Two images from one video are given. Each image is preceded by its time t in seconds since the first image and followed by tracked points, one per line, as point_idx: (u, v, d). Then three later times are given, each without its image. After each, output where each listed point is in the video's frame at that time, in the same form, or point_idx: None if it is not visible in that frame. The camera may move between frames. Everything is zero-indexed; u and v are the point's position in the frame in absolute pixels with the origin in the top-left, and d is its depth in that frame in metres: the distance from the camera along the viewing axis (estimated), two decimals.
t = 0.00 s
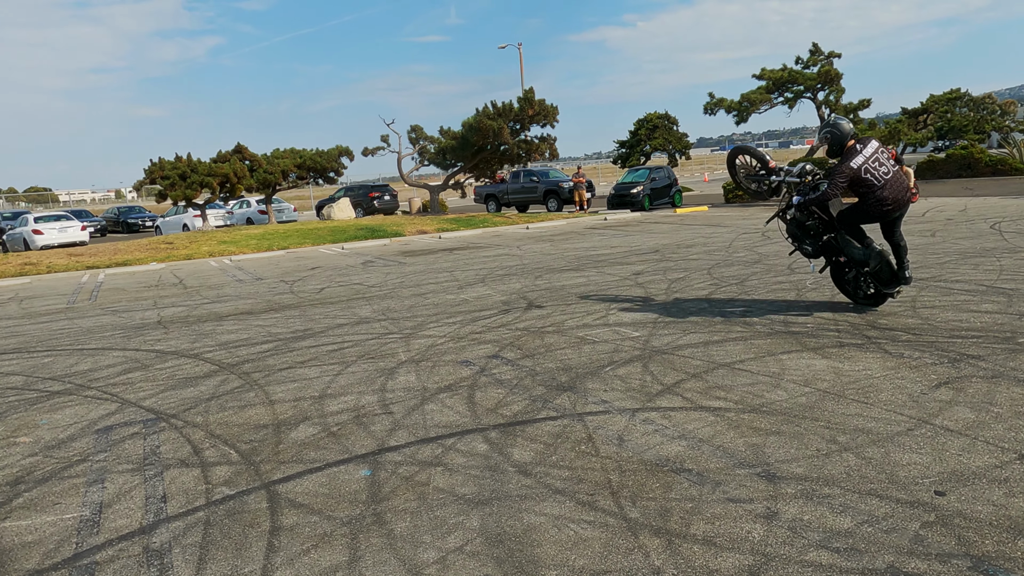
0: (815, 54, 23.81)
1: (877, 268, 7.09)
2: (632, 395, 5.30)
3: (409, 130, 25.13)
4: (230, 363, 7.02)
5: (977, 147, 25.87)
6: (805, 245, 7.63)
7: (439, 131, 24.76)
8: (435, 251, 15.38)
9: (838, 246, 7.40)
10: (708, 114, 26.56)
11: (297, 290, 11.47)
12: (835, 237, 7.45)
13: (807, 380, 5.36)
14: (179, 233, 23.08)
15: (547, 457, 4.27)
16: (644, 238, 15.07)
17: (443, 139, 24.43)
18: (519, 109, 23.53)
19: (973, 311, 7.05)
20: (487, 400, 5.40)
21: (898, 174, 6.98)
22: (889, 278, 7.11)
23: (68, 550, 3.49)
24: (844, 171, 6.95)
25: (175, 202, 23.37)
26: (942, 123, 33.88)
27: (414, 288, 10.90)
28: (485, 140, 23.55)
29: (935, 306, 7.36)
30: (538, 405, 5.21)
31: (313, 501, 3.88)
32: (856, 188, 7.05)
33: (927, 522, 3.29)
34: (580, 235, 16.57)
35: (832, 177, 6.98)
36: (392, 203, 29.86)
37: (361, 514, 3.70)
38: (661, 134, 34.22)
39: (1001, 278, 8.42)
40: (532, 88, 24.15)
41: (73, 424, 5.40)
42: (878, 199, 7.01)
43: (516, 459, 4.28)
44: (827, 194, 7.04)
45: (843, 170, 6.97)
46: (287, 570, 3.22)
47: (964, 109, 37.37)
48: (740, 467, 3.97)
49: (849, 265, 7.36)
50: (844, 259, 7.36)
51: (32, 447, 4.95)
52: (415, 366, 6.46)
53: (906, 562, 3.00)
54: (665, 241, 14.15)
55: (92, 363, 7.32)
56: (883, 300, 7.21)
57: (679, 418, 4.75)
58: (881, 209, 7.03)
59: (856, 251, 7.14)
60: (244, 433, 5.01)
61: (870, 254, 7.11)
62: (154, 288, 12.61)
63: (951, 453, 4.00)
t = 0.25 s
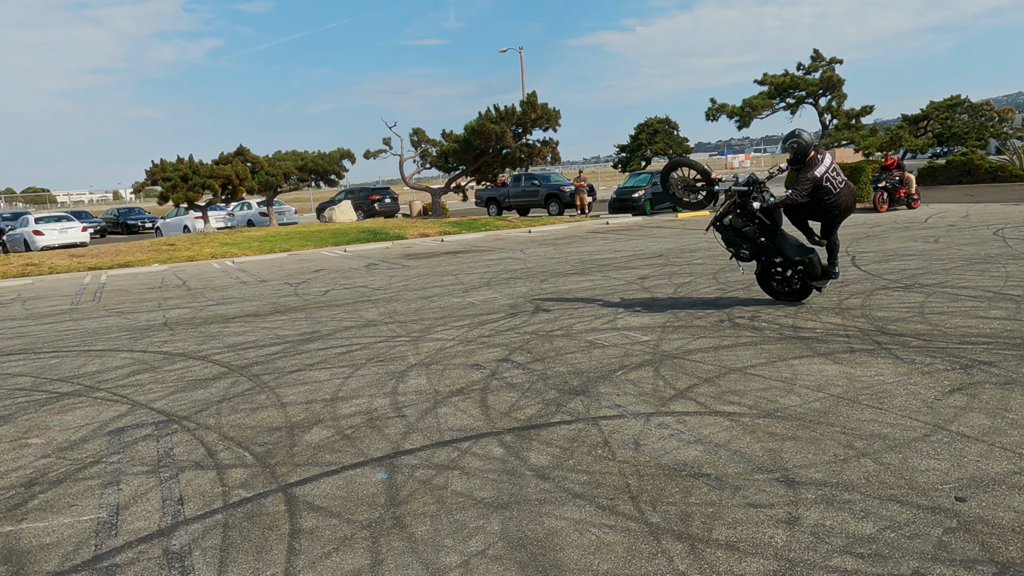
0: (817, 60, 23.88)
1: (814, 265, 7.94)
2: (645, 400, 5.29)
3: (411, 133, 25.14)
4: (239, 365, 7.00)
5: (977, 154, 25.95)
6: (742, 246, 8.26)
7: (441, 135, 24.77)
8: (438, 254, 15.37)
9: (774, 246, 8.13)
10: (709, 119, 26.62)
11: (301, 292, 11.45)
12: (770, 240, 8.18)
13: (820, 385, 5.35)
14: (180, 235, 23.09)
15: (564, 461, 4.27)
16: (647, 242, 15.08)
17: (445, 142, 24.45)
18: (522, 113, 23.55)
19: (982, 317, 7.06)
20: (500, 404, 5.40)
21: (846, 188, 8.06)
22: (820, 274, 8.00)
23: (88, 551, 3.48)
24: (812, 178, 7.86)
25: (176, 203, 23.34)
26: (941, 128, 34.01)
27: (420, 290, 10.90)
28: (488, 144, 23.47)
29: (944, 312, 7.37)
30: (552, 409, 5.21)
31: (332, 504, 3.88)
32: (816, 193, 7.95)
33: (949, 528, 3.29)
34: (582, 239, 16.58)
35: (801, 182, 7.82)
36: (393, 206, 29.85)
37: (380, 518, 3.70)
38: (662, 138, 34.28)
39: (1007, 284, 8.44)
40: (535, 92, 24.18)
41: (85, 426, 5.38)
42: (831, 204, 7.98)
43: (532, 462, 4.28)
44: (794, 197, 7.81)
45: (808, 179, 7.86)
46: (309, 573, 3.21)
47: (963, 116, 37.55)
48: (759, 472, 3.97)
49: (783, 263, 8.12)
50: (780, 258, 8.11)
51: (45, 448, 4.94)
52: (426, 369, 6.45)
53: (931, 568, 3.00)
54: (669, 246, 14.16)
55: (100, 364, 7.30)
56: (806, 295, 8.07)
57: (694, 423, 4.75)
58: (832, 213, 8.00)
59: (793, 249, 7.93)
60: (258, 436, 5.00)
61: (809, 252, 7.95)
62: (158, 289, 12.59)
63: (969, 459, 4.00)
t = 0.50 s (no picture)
0: (821, 65, 23.93)
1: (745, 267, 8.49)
2: (657, 404, 5.28)
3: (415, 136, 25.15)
4: (248, 368, 6.99)
5: (980, 159, 25.99)
6: (683, 250, 8.50)
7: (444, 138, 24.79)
8: (442, 257, 15.36)
9: (710, 250, 8.53)
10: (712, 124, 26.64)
11: (306, 294, 11.45)
12: (705, 244, 8.57)
13: (832, 391, 5.34)
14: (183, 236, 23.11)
15: (578, 465, 4.26)
16: (651, 246, 15.07)
17: (448, 145, 24.46)
18: (526, 116, 23.56)
19: (992, 323, 7.05)
20: (512, 407, 5.38)
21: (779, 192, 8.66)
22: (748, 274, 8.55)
23: (102, 554, 3.48)
24: (758, 185, 8.31)
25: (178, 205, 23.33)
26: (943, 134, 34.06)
27: (425, 293, 10.89)
28: (491, 147, 23.50)
29: (952, 317, 7.36)
30: (563, 413, 5.20)
31: (346, 507, 3.86)
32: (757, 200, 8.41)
33: (969, 534, 3.28)
34: (586, 243, 16.58)
35: (752, 188, 8.27)
36: (395, 209, 29.85)
37: (396, 521, 3.69)
38: (664, 142, 34.32)
39: (1015, 290, 8.43)
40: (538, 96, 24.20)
41: (94, 427, 5.37)
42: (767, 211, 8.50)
43: (547, 466, 4.26)
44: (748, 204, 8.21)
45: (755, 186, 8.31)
46: None
47: (965, 122, 37.64)
48: (775, 477, 3.96)
49: (717, 265, 8.55)
50: (716, 261, 8.52)
51: (55, 450, 4.93)
52: (435, 373, 6.44)
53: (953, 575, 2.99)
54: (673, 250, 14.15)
55: (107, 365, 7.29)
56: (734, 295, 8.61)
57: (707, 427, 4.74)
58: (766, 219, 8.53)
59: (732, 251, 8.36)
60: (269, 439, 4.99)
61: (742, 255, 8.47)
62: (162, 291, 12.58)
63: (985, 465, 3.99)
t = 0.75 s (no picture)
0: (824, 68, 23.91)
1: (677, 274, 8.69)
2: (665, 407, 5.26)
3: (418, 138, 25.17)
4: (254, 369, 6.99)
5: (983, 164, 25.97)
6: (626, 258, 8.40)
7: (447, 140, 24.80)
8: (446, 259, 15.36)
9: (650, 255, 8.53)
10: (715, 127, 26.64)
11: (310, 296, 11.45)
12: (646, 249, 8.54)
13: (841, 394, 5.33)
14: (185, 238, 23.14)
15: (588, 468, 4.25)
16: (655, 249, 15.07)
17: (452, 148, 24.46)
18: (529, 119, 23.55)
19: (999, 327, 7.03)
20: (520, 410, 5.37)
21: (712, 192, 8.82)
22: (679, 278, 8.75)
23: (113, 555, 3.48)
24: (707, 187, 8.49)
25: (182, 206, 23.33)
26: (946, 138, 34.04)
27: (430, 295, 10.88)
28: (495, 150, 23.51)
29: (959, 321, 7.35)
30: (572, 415, 5.18)
31: (357, 509, 3.86)
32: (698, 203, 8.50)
33: (983, 539, 3.27)
34: (590, 246, 16.57)
35: (703, 190, 8.43)
36: (398, 211, 29.86)
37: (407, 523, 3.68)
38: (666, 145, 34.32)
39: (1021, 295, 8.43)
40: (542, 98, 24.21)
41: (102, 427, 5.37)
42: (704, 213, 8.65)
43: (556, 469, 4.26)
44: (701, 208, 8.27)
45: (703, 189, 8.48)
46: None
47: (967, 126, 37.63)
48: (787, 481, 3.95)
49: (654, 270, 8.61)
50: (654, 266, 8.58)
51: (64, 450, 4.93)
52: (442, 374, 6.44)
53: None
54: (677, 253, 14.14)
55: (113, 366, 7.29)
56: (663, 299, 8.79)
57: (717, 430, 4.73)
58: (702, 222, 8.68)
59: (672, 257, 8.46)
60: (277, 440, 4.99)
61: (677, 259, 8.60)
62: (167, 292, 12.58)
63: (997, 469, 3.98)
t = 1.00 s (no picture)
0: (827, 72, 23.92)
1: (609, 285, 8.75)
2: (669, 410, 5.25)
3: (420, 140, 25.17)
4: (257, 370, 6.98)
5: (985, 168, 25.96)
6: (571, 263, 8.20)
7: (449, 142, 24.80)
8: (448, 261, 15.37)
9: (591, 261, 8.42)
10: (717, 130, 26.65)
11: (312, 297, 11.44)
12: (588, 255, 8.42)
13: (845, 398, 5.32)
14: (187, 238, 23.15)
15: (592, 470, 4.24)
16: (657, 252, 15.05)
17: (454, 149, 24.45)
18: (532, 121, 23.54)
19: (1002, 331, 7.02)
20: (523, 412, 5.37)
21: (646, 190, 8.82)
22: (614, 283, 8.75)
23: (117, 555, 3.47)
24: (656, 188, 8.56)
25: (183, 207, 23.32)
26: (948, 142, 34.04)
27: (432, 297, 10.88)
28: (497, 151, 23.51)
29: (962, 325, 7.34)
30: (575, 418, 5.18)
31: (361, 510, 3.86)
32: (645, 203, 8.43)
33: (990, 543, 3.26)
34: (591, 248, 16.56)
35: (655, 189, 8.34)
36: (399, 212, 29.87)
37: (411, 525, 3.67)
38: (668, 148, 34.31)
39: None
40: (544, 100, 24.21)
41: (105, 428, 5.36)
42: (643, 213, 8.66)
43: (561, 471, 4.25)
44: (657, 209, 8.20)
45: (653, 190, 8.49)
46: None
47: (969, 129, 37.62)
48: (792, 484, 3.94)
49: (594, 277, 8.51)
50: (594, 274, 8.48)
51: (66, 450, 4.93)
52: (445, 376, 6.43)
53: None
54: (679, 255, 14.12)
55: (116, 366, 7.29)
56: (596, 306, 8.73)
57: (721, 434, 4.72)
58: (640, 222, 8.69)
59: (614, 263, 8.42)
60: (281, 441, 4.99)
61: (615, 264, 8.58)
62: (168, 292, 12.58)
63: (1002, 474, 3.97)
